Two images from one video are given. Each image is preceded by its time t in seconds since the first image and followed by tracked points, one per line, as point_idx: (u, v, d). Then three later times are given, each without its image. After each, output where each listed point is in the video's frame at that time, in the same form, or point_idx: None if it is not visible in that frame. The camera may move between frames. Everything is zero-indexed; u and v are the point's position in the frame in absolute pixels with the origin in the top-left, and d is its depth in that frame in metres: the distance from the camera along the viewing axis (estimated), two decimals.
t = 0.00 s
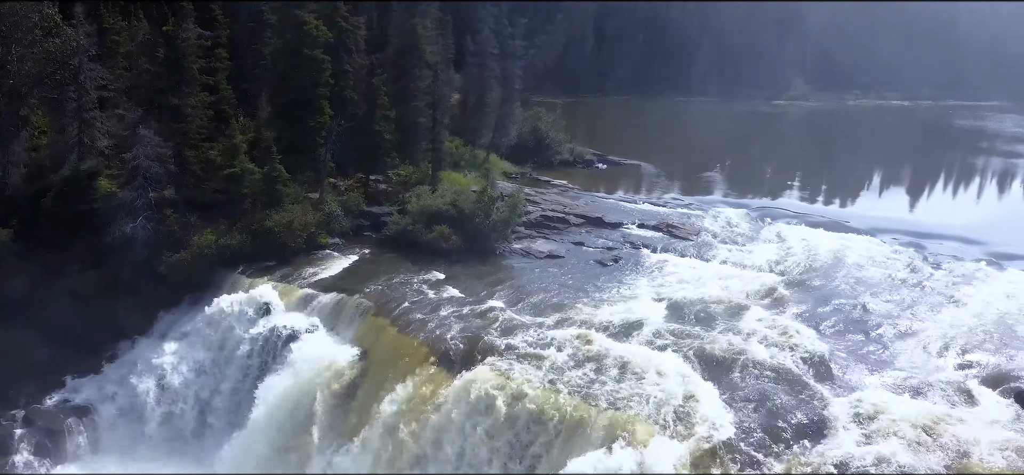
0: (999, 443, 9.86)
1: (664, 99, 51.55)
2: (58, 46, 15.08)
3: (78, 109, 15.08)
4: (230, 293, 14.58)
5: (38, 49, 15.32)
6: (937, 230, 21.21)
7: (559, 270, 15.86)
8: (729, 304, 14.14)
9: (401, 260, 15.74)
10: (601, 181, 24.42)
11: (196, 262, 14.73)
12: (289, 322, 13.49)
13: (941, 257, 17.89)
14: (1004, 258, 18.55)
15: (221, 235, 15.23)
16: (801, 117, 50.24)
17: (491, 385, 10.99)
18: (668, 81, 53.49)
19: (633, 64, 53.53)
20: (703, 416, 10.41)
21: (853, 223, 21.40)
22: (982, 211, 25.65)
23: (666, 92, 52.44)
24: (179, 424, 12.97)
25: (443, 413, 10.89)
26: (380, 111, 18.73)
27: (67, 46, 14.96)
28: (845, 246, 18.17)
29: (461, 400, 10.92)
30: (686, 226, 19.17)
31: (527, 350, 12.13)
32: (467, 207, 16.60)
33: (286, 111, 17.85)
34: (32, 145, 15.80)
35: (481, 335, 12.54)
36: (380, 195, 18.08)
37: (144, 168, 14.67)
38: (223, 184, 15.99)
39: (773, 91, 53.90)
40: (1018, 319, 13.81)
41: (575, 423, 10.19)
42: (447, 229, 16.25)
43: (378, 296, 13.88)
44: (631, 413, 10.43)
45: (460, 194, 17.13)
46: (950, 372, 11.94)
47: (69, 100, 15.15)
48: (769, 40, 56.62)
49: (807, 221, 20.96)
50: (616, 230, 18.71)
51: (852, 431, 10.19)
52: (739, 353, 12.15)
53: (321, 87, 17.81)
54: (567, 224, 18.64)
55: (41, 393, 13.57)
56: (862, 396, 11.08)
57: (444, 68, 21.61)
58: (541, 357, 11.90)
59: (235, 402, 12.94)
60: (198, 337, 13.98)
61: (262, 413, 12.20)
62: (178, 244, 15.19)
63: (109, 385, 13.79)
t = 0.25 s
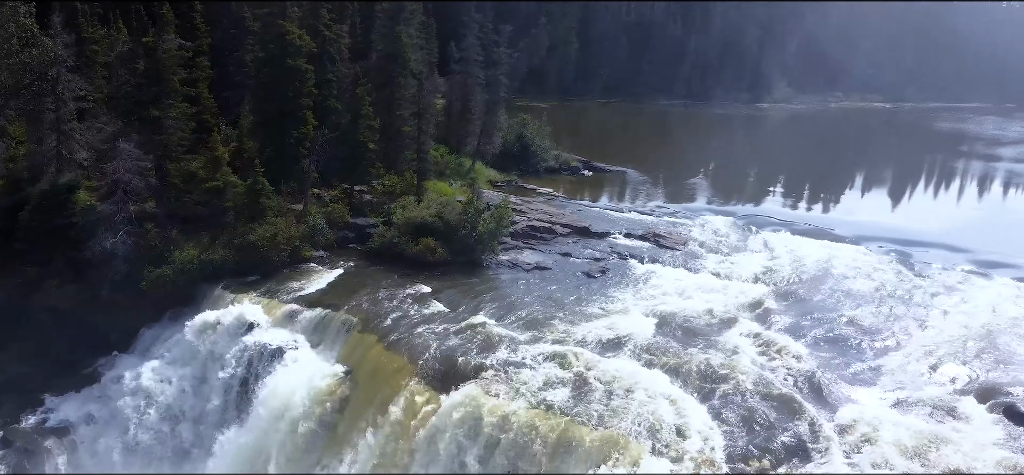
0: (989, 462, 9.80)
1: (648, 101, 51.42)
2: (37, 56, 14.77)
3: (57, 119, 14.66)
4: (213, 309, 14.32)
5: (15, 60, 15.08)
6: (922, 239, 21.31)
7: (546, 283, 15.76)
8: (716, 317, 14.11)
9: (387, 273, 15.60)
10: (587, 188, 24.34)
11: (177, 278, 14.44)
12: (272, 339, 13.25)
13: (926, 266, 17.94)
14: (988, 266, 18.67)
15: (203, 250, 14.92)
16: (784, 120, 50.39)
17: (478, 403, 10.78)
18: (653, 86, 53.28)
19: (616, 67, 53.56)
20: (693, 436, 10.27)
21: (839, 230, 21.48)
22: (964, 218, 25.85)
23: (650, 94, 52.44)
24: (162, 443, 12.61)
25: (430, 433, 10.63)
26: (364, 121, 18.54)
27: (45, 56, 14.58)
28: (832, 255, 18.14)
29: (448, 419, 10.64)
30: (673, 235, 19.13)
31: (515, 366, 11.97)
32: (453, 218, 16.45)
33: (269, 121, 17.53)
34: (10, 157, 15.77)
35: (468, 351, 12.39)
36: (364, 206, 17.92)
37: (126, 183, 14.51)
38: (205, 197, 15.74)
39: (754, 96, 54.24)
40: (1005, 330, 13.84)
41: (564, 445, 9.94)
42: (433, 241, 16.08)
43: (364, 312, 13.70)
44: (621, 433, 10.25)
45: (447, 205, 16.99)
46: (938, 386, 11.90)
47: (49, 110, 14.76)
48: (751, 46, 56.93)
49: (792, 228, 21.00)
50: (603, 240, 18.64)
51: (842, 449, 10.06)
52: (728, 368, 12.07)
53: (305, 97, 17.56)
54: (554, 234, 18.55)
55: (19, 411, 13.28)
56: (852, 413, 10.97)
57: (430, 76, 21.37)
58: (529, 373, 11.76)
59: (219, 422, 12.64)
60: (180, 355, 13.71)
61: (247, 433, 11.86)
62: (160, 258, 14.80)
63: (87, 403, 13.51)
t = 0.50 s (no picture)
0: None
1: (633, 104, 51.73)
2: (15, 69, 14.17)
3: (37, 132, 14.23)
4: (197, 326, 14.08)
5: None
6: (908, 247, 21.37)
7: (535, 296, 15.65)
8: (707, 330, 14.03)
9: (374, 286, 15.44)
10: (574, 196, 24.22)
11: (160, 294, 14.15)
12: (258, 356, 13.04)
13: (915, 275, 17.98)
14: (974, 275, 18.72)
15: (188, 266, 14.66)
16: (770, 123, 50.54)
17: (468, 423, 10.62)
18: (638, 90, 53.37)
19: (603, 69, 53.29)
20: (685, 454, 10.12)
21: (825, 238, 21.53)
22: (949, 223, 25.95)
23: (635, 98, 52.63)
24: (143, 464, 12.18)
25: (420, 452, 10.35)
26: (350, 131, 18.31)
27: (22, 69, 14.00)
28: (820, 265, 18.14)
29: (438, 439, 10.45)
30: (662, 244, 19.03)
31: (504, 384, 11.82)
32: (440, 231, 16.28)
33: (253, 132, 17.29)
34: None
35: (456, 368, 12.26)
36: (351, 218, 17.74)
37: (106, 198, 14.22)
38: (188, 211, 15.53)
39: (739, 99, 54.37)
40: (992, 342, 13.86)
41: (553, 464, 9.75)
42: (421, 254, 15.92)
43: (351, 329, 13.53)
44: (612, 453, 10.08)
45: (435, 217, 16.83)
46: (929, 401, 11.90)
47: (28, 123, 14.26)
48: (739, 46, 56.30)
49: (780, 237, 20.99)
50: (592, 251, 18.53)
51: (837, 467, 9.95)
52: (719, 386, 11.99)
53: (289, 108, 17.26)
54: (542, 245, 18.43)
55: None
56: (844, 430, 10.89)
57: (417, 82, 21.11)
58: (520, 391, 11.60)
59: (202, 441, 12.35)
60: (164, 371, 13.51)
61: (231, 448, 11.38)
62: (143, 274, 14.67)
63: (68, 424, 13.23)
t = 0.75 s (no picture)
0: None
1: (618, 108, 51.71)
2: None
3: (16, 145, 13.96)
4: (181, 344, 13.92)
5: None
6: (894, 255, 21.41)
7: (523, 309, 15.53)
8: (697, 345, 13.97)
9: (361, 301, 15.25)
10: (561, 204, 24.10)
11: (142, 311, 13.91)
12: (244, 376, 12.83)
13: (903, 285, 17.99)
14: (960, 284, 18.78)
15: (171, 282, 14.42)
16: (755, 126, 50.69)
17: (456, 446, 10.41)
18: (623, 93, 53.23)
19: (588, 73, 53.19)
20: None
21: (813, 246, 21.53)
22: (934, 228, 26.05)
23: (620, 102, 52.62)
24: None
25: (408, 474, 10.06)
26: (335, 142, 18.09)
27: None
28: (809, 276, 18.12)
29: (425, 461, 10.20)
30: (650, 254, 18.95)
31: (492, 404, 11.64)
32: (426, 243, 16.05)
33: (236, 143, 17.08)
34: None
35: (444, 387, 12.07)
36: (337, 231, 17.54)
37: (86, 213, 13.87)
38: (171, 226, 15.07)
39: (724, 103, 54.57)
40: (980, 356, 13.87)
41: None
42: (408, 268, 15.72)
43: (338, 346, 13.33)
44: None
45: (422, 229, 16.67)
46: (921, 417, 11.87)
47: (6, 136, 14.02)
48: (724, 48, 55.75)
49: (767, 245, 20.98)
50: (580, 261, 18.43)
51: None
52: (711, 404, 11.87)
53: (273, 119, 17.04)
54: (530, 256, 18.30)
55: None
56: (838, 449, 10.79)
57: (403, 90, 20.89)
58: (511, 411, 11.46)
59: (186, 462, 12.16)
60: (147, 391, 13.36)
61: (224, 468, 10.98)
62: (125, 291, 14.30)
63: (48, 445, 12.94)
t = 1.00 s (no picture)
0: None
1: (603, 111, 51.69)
2: None
3: None
4: (162, 363, 13.63)
5: None
6: (879, 262, 21.47)
7: (511, 323, 15.38)
8: (686, 360, 13.87)
9: (347, 316, 15.06)
10: (548, 213, 24.00)
11: (123, 329, 13.67)
12: (228, 393, 12.52)
13: (890, 294, 17.98)
14: (945, 293, 18.84)
15: (152, 299, 14.17)
16: (739, 129, 50.83)
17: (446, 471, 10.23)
18: (608, 98, 53.28)
19: (573, 79, 53.28)
20: None
21: (799, 255, 21.55)
22: (918, 234, 26.19)
23: (605, 105, 52.60)
24: None
25: None
26: (320, 155, 17.83)
27: None
28: (796, 286, 18.09)
29: None
30: (637, 265, 18.86)
31: (482, 425, 11.48)
32: (413, 256, 15.88)
33: (219, 156, 16.84)
34: None
35: (433, 408, 11.91)
36: (322, 244, 17.35)
37: (65, 231, 13.66)
38: (152, 242, 14.75)
39: (708, 106, 53.98)
40: (969, 368, 13.85)
41: None
42: (394, 282, 15.55)
43: (324, 365, 13.13)
44: None
45: (408, 243, 16.51)
46: (911, 432, 11.82)
47: None
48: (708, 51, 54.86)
49: (754, 254, 20.99)
50: (567, 273, 18.33)
51: None
52: (702, 421, 11.77)
53: (257, 131, 16.82)
54: (517, 267, 18.19)
55: None
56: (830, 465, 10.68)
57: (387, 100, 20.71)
58: (499, 431, 11.31)
59: None
60: (127, 407, 12.83)
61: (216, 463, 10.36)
62: (106, 309, 14.04)
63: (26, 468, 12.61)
